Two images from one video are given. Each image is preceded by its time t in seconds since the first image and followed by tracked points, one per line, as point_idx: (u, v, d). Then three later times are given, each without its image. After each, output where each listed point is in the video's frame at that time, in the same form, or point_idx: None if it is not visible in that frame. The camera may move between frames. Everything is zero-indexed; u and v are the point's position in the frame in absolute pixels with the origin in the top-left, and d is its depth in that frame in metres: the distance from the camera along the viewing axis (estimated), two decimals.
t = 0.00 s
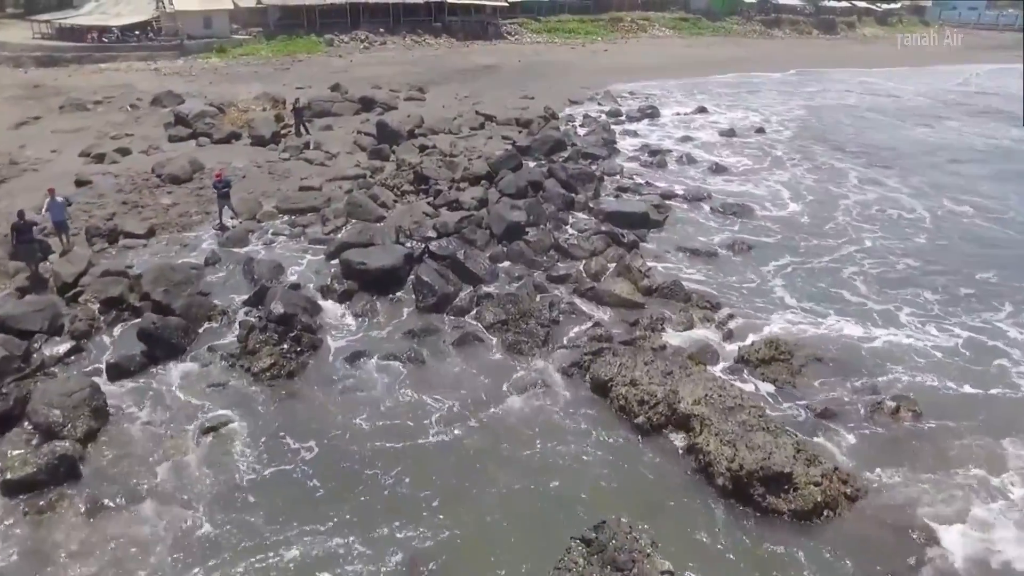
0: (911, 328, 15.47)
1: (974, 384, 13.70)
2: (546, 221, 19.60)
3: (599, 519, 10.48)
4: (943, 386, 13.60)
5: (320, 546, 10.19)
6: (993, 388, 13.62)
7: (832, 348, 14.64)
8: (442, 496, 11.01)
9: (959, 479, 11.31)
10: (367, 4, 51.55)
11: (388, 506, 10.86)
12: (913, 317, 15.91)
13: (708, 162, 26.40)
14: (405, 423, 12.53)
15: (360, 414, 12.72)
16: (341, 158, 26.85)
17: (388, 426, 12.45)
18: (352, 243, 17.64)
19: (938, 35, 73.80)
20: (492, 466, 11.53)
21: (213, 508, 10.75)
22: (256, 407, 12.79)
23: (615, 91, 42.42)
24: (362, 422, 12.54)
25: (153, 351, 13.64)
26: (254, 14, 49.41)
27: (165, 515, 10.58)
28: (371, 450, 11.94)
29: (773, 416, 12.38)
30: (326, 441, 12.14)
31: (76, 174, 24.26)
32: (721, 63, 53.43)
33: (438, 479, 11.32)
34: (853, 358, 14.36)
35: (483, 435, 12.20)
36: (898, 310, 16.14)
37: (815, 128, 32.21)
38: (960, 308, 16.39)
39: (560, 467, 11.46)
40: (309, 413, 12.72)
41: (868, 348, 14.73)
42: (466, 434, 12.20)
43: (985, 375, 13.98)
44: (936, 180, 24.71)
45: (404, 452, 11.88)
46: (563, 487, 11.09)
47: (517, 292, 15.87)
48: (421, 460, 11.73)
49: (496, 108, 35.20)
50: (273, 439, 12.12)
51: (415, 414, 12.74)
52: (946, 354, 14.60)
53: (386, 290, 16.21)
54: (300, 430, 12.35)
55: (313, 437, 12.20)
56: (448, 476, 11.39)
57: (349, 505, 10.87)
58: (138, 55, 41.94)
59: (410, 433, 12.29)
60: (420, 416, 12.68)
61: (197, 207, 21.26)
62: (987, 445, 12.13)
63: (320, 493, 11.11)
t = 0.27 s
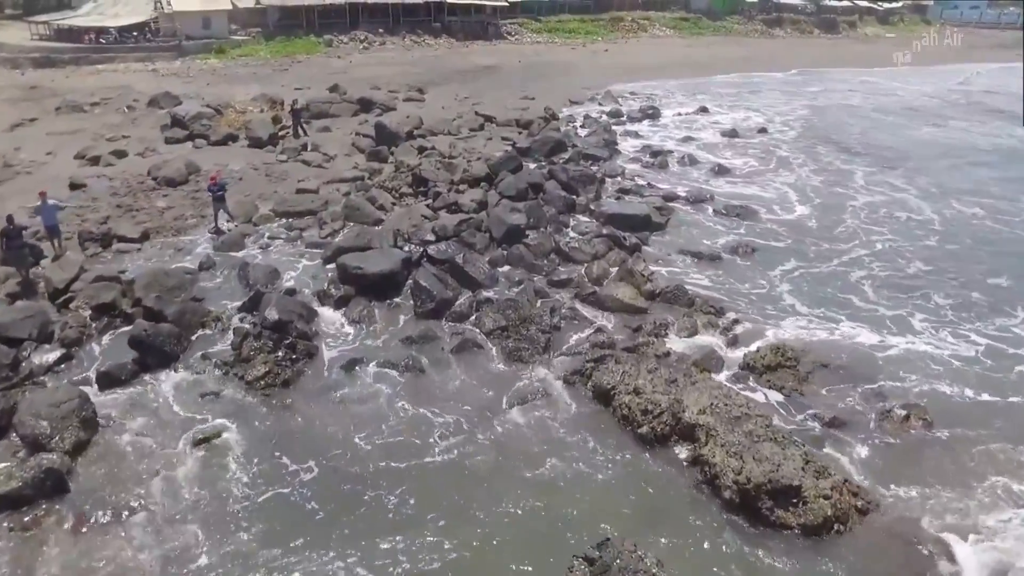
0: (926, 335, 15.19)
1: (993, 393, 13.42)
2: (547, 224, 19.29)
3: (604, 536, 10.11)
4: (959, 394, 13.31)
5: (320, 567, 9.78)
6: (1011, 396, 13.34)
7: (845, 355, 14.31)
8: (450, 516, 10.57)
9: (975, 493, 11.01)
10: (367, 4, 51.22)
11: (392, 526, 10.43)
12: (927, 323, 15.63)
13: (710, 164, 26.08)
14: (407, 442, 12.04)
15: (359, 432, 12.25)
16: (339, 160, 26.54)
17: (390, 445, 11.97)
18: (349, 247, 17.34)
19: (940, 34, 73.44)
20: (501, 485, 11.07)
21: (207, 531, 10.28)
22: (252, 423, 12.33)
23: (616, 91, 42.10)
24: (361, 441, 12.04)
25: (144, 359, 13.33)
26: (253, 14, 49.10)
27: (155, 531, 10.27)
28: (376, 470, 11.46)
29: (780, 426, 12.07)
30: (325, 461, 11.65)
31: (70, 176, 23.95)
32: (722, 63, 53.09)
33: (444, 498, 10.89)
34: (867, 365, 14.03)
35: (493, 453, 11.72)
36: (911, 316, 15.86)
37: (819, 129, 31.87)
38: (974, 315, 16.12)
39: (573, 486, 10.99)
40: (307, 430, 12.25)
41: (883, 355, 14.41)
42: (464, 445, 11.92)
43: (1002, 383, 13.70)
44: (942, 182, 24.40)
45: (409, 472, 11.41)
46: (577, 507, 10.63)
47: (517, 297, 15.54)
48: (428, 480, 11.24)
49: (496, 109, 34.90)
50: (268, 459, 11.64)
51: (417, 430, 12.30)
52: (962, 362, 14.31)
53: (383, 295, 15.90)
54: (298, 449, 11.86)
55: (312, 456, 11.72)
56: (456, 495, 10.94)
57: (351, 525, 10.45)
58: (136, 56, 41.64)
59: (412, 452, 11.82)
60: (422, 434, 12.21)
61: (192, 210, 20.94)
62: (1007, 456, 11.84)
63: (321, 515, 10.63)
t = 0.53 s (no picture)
0: (937, 338, 15.04)
1: (1004, 396, 13.28)
2: (547, 225, 19.16)
3: (605, 544, 9.95)
4: (969, 398, 13.16)
5: None
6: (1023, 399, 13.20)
7: (855, 360, 14.13)
8: (453, 523, 10.40)
9: (984, 496, 10.87)
10: (366, 5, 51.08)
11: (395, 537, 10.19)
12: (936, 327, 15.47)
13: (711, 164, 25.93)
14: (411, 454, 11.74)
15: (359, 445, 11.91)
16: (338, 161, 26.39)
17: (394, 458, 11.66)
18: (348, 249, 17.21)
19: (941, 33, 73.25)
20: (511, 499, 10.78)
21: (205, 549, 9.96)
22: (251, 435, 12.03)
23: (616, 91, 41.94)
24: (363, 456, 11.70)
25: (139, 363, 13.19)
26: (252, 15, 48.99)
27: (151, 539, 10.12)
28: (381, 484, 11.14)
29: (782, 430, 11.92)
30: (327, 476, 11.32)
31: (68, 178, 23.80)
32: (723, 63, 52.93)
33: (452, 510, 10.61)
34: (876, 369, 13.86)
35: (501, 465, 11.44)
36: (919, 319, 15.73)
37: (820, 128, 31.72)
38: (983, 317, 15.98)
39: (584, 500, 10.71)
40: (307, 443, 11.93)
41: (894, 359, 14.24)
42: (462, 447, 11.85)
43: (1013, 387, 13.55)
44: (944, 182, 24.28)
45: (416, 486, 11.09)
46: (588, 520, 10.37)
47: (517, 299, 15.40)
48: (436, 495, 10.92)
49: (496, 109, 34.76)
50: (266, 474, 11.31)
51: (419, 441, 12.02)
52: (973, 365, 14.17)
53: (382, 297, 15.78)
54: (299, 464, 11.54)
55: (314, 471, 11.41)
56: (464, 508, 10.65)
57: (355, 538, 10.18)
58: (135, 58, 41.51)
59: (416, 465, 11.50)
60: (424, 446, 11.91)
61: (190, 212, 20.79)
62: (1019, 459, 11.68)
63: (324, 532, 10.31)
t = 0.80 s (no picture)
0: (944, 340, 14.99)
1: (1009, 396, 13.26)
2: (547, 225, 19.14)
3: (603, 544, 9.94)
4: (975, 398, 13.14)
5: None
6: None
7: (863, 362, 14.04)
8: (453, 524, 10.37)
9: (986, 496, 10.85)
10: (366, 5, 51.10)
11: (398, 543, 10.11)
12: (942, 327, 15.46)
13: (712, 164, 25.92)
14: (420, 464, 11.55)
15: (363, 456, 11.70)
16: (338, 162, 26.38)
17: (402, 468, 11.46)
18: (347, 250, 17.21)
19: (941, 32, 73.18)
20: (519, 505, 10.65)
21: (206, 562, 9.81)
22: (254, 445, 11.88)
23: (616, 91, 41.93)
24: (367, 467, 11.48)
25: (139, 364, 13.19)
26: (253, 16, 49.01)
27: (151, 544, 10.05)
28: (387, 494, 10.95)
29: (783, 430, 11.90)
30: (333, 488, 11.11)
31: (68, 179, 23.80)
32: (723, 63, 52.91)
33: (459, 517, 10.48)
34: (882, 370, 13.82)
35: (511, 474, 11.26)
36: (925, 321, 15.68)
37: (820, 128, 31.73)
38: (988, 318, 15.96)
39: (593, 507, 10.57)
40: (311, 453, 11.74)
41: (902, 361, 14.16)
42: (461, 446, 11.87)
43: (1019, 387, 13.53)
44: (944, 182, 24.25)
45: (424, 495, 10.91)
46: (595, 527, 10.26)
47: (517, 299, 15.39)
48: (445, 503, 10.75)
49: (496, 109, 34.76)
50: (269, 486, 11.13)
51: (425, 447, 11.89)
52: (981, 365, 14.16)
53: (382, 298, 15.77)
54: (302, 476, 11.33)
55: (319, 482, 11.23)
56: (470, 515, 10.53)
57: (359, 547, 10.06)
58: (135, 59, 41.51)
59: (424, 475, 11.31)
60: (430, 454, 11.74)
61: (190, 213, 20.79)
62: None
63: (329, 544, 10.12)
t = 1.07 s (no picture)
0: (950, 341, 15.02)
1: (1014, 396, 13.29)
2: (547, 225, 19.19)
3: (601, 543, 10.00)
4: (981, 398, 13.17)
5: None
6: None
7: (868, 363, 14.05)
8: (450, 523, 10.46)
9: (987, 495, 10.89)
10: (367, 6, 51.17)
11: (400, 546, 10.11)
12: (947, 328, 15.49)
13: (712, 164, 25.96)
14: (427, 472, 11.45)
15: (369, 465, 11.60)
16: (339, 162, 26.43)
17: (409, 476, 11.35)
18: (347, 250, 17.27)
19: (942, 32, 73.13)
20: (524, 511, 10.60)
21: (205, 571, 9.74)
22: (256, 448, 11.86)
23: (617, 91, 41.97)
24: (374, 476, 11.37)
25: (140, 364, 13.24)
26: (254, 17, 49.13)
27: (152, 545, 10.08)
28: (397, 502, 10.86)
29: (781, 429, 11.93)
30: (339, 498, 10.99)
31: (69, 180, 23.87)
32: (724, 63, 52.95)
33: (466, 523, 10.44)
34: (886, 370, 13.85)
35: (522, 481, 11.16)
36: (929, 322, 15.71)
37: (821, 128, 31.78)
38: (992, 318, 16.00)
39: (601, 515, 10.49)
40: (317, 463, 11.63)
41: (907, 362, 14.17)
42: (464, 447, 11.89)
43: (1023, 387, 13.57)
44: (945, 182, 24.29)
45: (433, 503, 10.82)
46: (602, 532, 10.21)
47: (517, 300, 15.44)
48: (453, 510, 10.67)
49: (497, 110, 34.81)
50: (272, 496, 11.03)
51: (431, 454, 11.81)
52: (987, 366, 14.19)
53: (382, 298, 15.81)
54: (305, 486, 11.21)
55: (324, 490, 11.13)
56: (477, 521, 10.48)
57: (362, 551, 10.05)
58: (137, 60, 41.60)
59: (433, 483, 11.19)
60: (437, 459, 11.67)
61: (190, 213, 20.84)
62: None
63: (334, 554, 10.04)
